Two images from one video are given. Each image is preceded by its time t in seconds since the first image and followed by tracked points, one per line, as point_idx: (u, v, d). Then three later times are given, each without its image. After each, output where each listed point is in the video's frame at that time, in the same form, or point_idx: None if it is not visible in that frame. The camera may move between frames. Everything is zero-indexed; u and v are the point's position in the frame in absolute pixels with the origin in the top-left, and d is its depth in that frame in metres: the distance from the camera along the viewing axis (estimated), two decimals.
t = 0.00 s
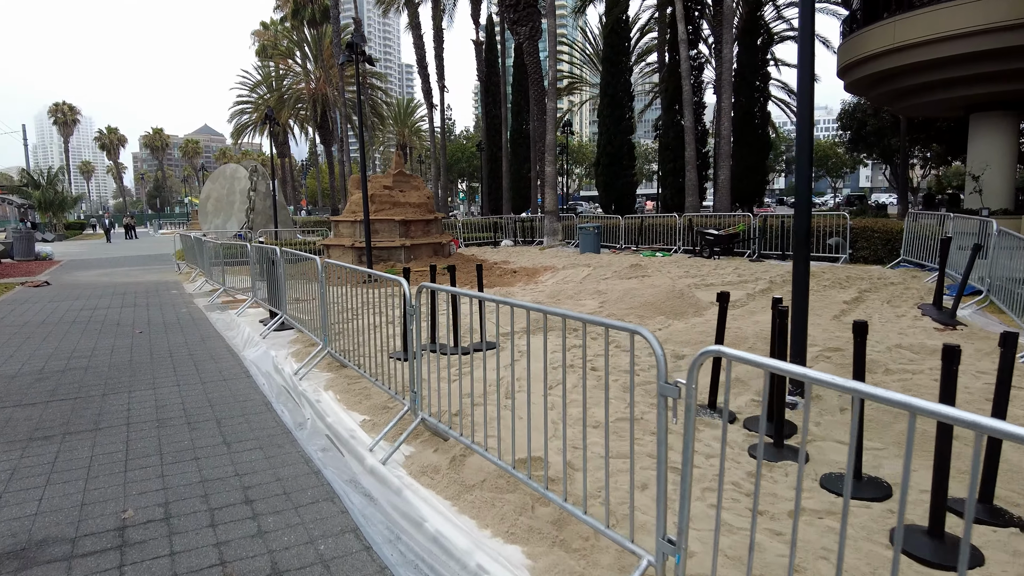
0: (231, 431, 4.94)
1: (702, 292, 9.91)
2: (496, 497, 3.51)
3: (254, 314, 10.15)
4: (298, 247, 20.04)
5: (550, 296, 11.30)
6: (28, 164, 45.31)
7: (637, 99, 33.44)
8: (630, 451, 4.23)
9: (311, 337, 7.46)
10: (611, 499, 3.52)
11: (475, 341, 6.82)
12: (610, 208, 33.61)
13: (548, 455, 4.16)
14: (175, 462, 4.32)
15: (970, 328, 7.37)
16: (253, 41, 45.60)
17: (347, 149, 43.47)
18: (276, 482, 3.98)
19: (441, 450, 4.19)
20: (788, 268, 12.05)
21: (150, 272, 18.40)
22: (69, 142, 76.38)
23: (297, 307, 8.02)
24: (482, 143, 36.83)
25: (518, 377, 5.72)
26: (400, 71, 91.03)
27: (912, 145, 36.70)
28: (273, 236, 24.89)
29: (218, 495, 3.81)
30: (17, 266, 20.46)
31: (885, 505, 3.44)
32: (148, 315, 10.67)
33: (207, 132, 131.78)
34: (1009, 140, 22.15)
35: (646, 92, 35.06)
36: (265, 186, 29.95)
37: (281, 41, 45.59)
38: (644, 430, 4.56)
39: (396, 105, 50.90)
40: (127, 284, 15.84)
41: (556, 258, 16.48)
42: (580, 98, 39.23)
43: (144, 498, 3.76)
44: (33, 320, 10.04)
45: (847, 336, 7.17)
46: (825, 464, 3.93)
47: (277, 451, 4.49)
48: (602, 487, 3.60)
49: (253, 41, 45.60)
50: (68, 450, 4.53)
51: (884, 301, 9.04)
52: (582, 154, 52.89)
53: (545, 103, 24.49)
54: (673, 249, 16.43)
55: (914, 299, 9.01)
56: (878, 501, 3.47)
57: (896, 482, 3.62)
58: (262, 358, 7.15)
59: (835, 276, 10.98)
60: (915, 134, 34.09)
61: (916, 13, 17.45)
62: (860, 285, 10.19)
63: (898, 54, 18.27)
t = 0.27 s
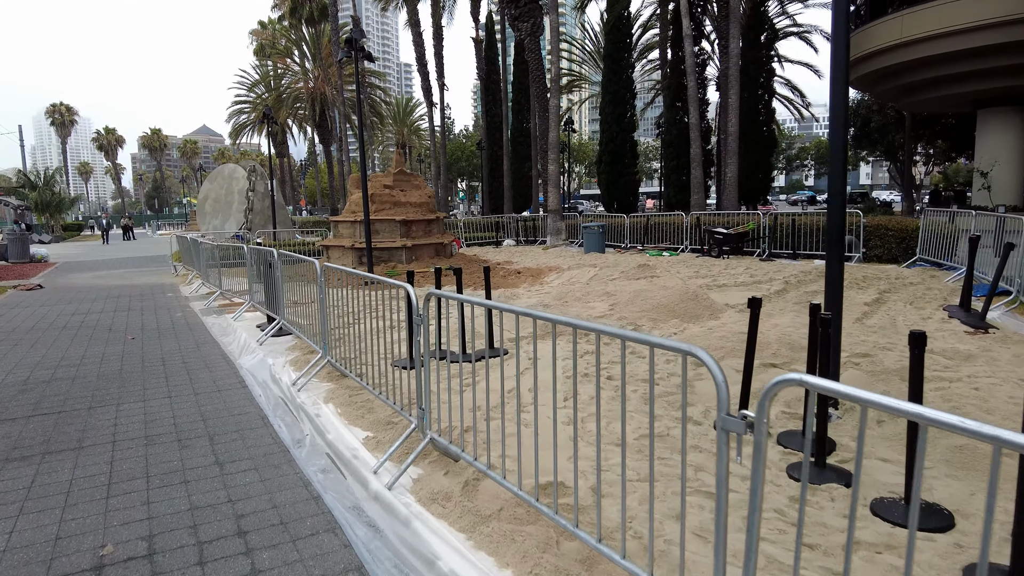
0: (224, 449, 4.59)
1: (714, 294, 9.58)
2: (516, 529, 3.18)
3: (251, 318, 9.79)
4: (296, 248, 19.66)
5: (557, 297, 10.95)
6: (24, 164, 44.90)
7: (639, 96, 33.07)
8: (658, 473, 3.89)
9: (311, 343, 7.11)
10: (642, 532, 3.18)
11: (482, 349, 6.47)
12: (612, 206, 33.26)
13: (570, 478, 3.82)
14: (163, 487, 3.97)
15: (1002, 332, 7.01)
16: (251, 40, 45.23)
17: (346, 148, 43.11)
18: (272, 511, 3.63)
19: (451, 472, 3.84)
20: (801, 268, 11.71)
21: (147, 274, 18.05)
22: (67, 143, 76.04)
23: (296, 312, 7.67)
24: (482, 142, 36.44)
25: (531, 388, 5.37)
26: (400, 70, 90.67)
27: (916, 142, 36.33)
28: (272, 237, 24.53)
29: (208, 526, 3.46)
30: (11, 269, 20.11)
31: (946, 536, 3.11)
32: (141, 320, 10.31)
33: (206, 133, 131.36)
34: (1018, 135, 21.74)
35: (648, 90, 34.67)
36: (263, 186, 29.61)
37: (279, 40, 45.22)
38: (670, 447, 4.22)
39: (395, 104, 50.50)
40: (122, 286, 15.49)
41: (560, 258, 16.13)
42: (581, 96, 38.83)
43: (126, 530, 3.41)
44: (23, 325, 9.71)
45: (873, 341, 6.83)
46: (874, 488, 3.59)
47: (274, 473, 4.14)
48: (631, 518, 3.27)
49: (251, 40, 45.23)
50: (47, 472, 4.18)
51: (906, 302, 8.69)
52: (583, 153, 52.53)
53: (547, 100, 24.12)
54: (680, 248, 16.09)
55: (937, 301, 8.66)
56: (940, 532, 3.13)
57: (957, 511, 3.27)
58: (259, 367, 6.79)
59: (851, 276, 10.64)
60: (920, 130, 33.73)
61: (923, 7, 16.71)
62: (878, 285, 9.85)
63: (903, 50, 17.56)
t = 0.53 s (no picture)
0: (220, 469, 4.26)
1: (730, 296, 9.24)
2: (541, 569, 2.85)
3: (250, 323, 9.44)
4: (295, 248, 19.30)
5: (565, 299, 10.62)
6: (21, 164, 44.50)
7: (642, 93, 32.68)
8: (693, 499, 3.56)
9: (312, 351, 6.77)
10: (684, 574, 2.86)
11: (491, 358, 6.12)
12: (615, 205, 32.90)
13: (596, 505, 3.49)
14: (152, 514, 3.64)
15: None
16: (250, 38, 44.84)
17: (346, 147, 42.74)
18: (271, 542, 3.31)
19: (467, 499, 3.50)
20: (815, 269, 11.38)
21: (144, 275, 17.71)
22: (66, 143, 75.72)
23: (297, 317, 7.33)
24: (484, 141, 36.08)
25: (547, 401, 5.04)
26: (400, 69, 90.27)
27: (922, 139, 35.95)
28: (271, 237, 24.18)
29: (201, 561, 3.13)
30: (6, 270, 19.76)
31: None
32: (136, 325, 9.96)
33: (205, 132, 130.91)
34: None
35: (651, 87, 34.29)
36: (263, 185, 29.27)
37: (279, 38, 44.83)
38: (702, 468, 3.91)
39: (395, 102, 50.10)
40: (118, 288, 15.14)
41: (566, 259, 15.79)
42: (584, 94, 38.44)
43: (109, 567, 3.08)
44: (13, 330, 9.36)
45: (904, 346, 6.49)
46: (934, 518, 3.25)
47: (274, 498, 3.81)
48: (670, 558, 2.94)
49: (250, 38, 44.84)
50: (25, 497, 3.85)
51: (932, 304, 8.34)
52: (585, 151, 52.15)
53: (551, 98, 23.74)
54: (688, 248, 15.76)
55: (963, 303, 8.32)
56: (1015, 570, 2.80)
57: None
58: (258, 376, 6.45)
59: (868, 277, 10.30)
60: (925, 128, 33.34)
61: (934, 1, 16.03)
62: (899, 286, 9.51)
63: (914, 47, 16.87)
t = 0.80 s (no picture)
0: (218, 491, 3.92)
1: (748, 300, 8.94)
2: None
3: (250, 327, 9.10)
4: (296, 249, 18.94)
5: (576, 302, 10.28)
6: (19, 163, 44.13)
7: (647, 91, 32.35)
8: (738, 528, 3.24)
9: (316, 358, 6.42)
10: None
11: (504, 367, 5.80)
12: (619, 204, 32.54)
13: (635, 538, 3.18)
14: (143, 544, 3.30)
15: None
16: (250, 36, 44.52)
17: (347, 146, 42.41)
18: None
19: (490, 530, 3.17)
20: (832, 272, 11.07)
21: (142, 275, 17.38)
22: (65, 142, 75.43)
23: (300, 322, 6.99)
24: (486, 140, 35.69)
25: (568, 414, 4.71)
26: (400, 69, 89.99)
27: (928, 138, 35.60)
28: (272, 237, 23.85)
29: None
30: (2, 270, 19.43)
31: None
32: (131, 328, 9.61)
33: (205, 132, 130.50)
34: None
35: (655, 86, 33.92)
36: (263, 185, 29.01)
37: (279, 36, 44.51)
38: (745, 493, 3.60)
39: (396, 101, 49.72)
40: (115, 289, 14.79)
41: (573, 260, 15.48)
42: (586, 92, 38.07)
43: None
44: (5, 334, 9.03)
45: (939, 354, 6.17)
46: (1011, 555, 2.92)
47: (276, 526, 3.47)
48: None
49: (250, 36, 44.52)
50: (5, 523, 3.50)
51: (960, 308, 8.02)
52: (587, 150, 51.83)
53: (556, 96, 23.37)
54: (698, 249, 15.45)
55: (992, 306, 7.99)
56: None
57: None
58: (258, 385, 6.11)
59: (889, 280, 9.97)
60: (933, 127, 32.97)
61: None
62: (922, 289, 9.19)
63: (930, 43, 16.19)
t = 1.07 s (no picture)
0: (216, 521, 3.60)
1: (767, 306, 8.62)
2: None
3: (252, 333, 8.77)
4: (297, 250, 18.61)
5: (587, 307, 9.96)
6: (18, 163, 43.82)
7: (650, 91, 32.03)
8: (793, 567, 2.92)
9: (320, 369, 6.08)
10: None
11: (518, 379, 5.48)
12: (623, 205, 32.15)
13: None
14: None
15: None
16: (250, 36, 44.21)
17: (347, 146, 42.09)
18: None
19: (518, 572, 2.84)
20: (850, 276, 10.75)
21: (139, 277, 17.04)
22: (64, 142, 75.08)
23: (303, 330, 6.65)
24: (488, 140, 35.36)
25: (590, 433, 4.40)
26: (400, 69, 89.71)
27: (934, 139, 35.27)
28: (272, 237, 23.52)
29: None
30: None
31: None
32: (125, 333, 9.26)
33: (205, 132, 130.18)
34: None
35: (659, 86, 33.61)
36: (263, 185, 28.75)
37: (279, 35, 44.19)
38: (794, 526, 3.28)
39: (397, 101, 49.41)
40: (111, 292, 14.47)
41: (580, 263, 15.16)
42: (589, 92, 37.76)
43: None
44: None
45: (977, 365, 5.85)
46: None
47: (279, 564, 3.15)
48: None
49: (250, 35, 44.21)
50: None
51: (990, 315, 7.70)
52: (589, 151, 51.48)
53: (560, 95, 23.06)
54: (708, 251, 15.15)
55: (1023, 314, 7.67)
56: None
57: None
58: (259, 398, 5.78)
59: (910, 285, 9.65)
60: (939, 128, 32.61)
61: None
62: (946, 295, 8.88)
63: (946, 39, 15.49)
